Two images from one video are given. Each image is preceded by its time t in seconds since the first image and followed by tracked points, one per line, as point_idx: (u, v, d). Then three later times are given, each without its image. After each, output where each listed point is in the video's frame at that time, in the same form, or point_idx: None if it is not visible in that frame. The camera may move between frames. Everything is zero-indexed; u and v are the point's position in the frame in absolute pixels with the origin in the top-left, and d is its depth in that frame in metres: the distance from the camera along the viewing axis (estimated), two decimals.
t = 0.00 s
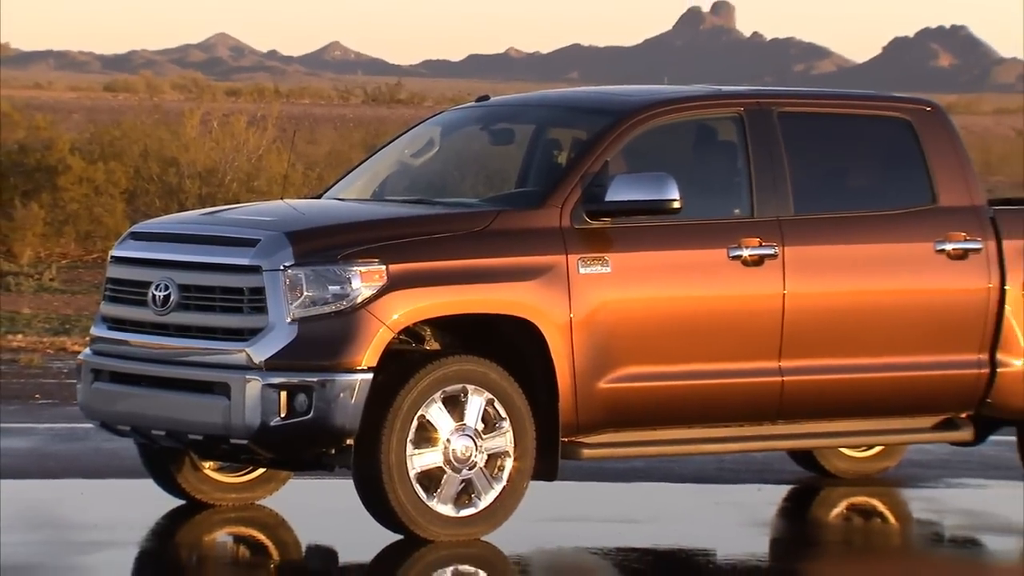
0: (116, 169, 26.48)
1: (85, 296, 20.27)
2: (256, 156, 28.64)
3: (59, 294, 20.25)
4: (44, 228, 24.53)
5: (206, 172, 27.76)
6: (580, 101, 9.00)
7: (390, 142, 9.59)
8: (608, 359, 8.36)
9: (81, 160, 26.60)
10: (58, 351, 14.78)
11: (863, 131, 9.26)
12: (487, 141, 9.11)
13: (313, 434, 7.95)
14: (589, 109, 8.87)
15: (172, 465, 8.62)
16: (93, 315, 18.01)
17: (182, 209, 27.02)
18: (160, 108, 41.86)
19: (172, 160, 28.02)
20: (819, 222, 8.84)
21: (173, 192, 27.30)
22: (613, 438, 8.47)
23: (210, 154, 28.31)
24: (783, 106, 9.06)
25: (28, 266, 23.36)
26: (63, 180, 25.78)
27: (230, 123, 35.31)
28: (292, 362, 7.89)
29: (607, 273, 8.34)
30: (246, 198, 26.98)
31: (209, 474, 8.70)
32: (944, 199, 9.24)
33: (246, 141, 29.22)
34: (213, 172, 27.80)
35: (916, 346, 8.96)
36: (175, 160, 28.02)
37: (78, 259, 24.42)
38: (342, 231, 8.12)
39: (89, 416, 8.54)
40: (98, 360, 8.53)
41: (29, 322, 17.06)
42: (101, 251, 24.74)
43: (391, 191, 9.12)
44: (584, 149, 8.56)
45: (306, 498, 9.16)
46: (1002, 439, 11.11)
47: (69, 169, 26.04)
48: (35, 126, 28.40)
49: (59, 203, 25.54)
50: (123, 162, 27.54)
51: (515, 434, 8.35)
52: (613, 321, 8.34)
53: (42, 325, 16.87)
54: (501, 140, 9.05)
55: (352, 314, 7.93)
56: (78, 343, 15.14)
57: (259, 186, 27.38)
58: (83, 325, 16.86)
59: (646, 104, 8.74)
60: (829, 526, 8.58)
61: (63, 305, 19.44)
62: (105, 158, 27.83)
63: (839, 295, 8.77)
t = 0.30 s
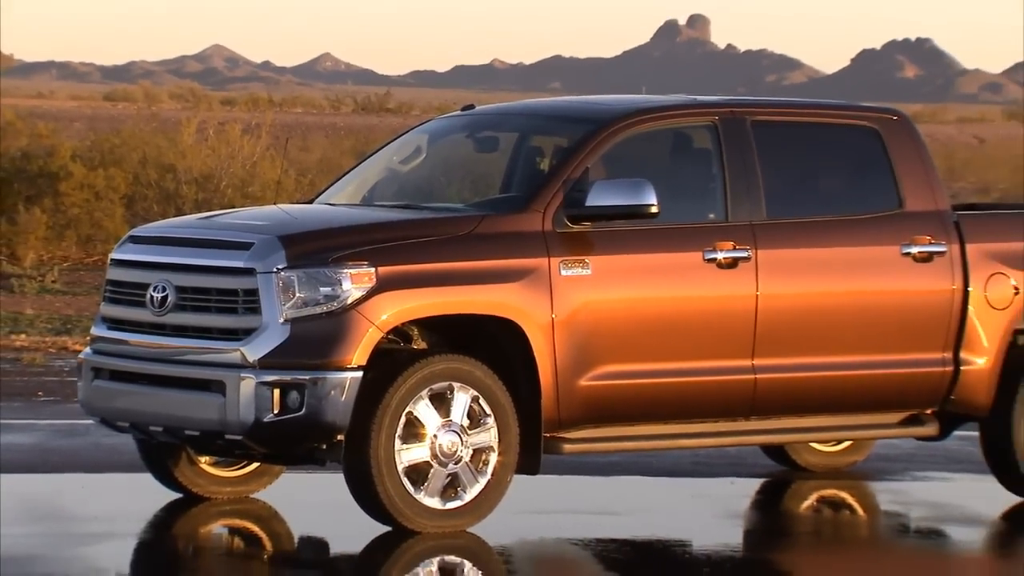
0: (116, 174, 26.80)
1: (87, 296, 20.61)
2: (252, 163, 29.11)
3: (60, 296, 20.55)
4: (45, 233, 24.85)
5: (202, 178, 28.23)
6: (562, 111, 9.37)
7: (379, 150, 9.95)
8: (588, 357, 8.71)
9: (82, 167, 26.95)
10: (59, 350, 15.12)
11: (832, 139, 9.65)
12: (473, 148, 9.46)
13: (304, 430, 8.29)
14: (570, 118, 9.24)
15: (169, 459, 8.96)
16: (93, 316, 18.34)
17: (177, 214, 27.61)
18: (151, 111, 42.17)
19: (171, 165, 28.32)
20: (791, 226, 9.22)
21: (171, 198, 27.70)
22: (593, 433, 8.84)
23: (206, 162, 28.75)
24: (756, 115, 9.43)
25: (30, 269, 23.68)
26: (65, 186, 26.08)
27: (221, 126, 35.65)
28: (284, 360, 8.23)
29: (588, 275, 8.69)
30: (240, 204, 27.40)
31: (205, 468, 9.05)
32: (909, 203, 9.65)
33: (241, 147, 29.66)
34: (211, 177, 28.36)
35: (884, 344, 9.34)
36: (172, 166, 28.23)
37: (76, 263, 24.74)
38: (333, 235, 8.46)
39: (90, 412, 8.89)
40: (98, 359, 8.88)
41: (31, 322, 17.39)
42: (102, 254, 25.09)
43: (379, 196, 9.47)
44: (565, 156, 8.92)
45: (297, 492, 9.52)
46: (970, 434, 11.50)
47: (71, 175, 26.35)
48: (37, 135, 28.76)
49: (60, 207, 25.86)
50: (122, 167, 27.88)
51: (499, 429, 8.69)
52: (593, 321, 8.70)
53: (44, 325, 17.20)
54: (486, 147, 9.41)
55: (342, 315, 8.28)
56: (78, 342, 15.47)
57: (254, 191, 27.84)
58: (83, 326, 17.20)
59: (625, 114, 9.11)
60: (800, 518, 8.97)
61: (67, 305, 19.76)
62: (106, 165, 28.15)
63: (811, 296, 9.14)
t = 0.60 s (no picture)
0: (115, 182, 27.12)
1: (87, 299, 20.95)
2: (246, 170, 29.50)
3: (60, 298, 20.85)
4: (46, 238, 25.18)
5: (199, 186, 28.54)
6: (544, 120, 9.73)
7: (367, 158, 10.31)
8: (569, 357, 9.07)
9: (81, 174, 27.29)
10: (59, 350, 15.47)
11: (803, 147, 10.04)
12: (457, 156, 9.82)
13: (296, 427, 8.62)
14: (551, 127, 9.60)
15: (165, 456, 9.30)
16: (90, 317, 18.67)
17: (176, 221, 27.94)
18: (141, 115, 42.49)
19: (168, 173, 28.69)
20: (765, 230, 9.59)
21: (167, 204, 28.04)
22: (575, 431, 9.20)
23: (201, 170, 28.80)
24: (730, 125, 9.81)
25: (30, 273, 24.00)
26: (65, 193, 26.38)
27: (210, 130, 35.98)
28: (277, 360, 8.57)
29: (568, 278, 9.05)
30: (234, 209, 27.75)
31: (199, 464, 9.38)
32: (877, 209, 10.00)
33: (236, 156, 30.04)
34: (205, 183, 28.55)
35: (853, 344, 9.72)
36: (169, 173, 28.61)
37: (79, 267, 25.12)
38: (323, 240, 8.79)
39: (89, 410, 9.23)
40: (97, 359, 9.21)
41: (32, 324, 17.72)
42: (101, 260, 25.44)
43: (368, 202, 9.82)
44: (546, 164, 9.28)
45: (289, 487, 9.86)
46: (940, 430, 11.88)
47: (70, 181, 26.66)
48: (41, 145, 29.12)
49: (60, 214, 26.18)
50: (119, 174, 28.21)
51: (483, 426, 9.03)
52: (574, 323, 9.06)
53: (44, 326, 17.53)
54: (470, 155, 9.77)
55: (332, 317, 8.62)
56: (78, 342, 15.82)
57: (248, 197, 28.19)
58: (82, 327, 17.54)
59: (604, 123, 9.48)
60: (773, 512, 9.35)
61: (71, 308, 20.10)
62: (105, 172, 28.50)
63: (783, 298, 9.51)
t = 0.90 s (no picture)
0: (110, 188, 27.41)
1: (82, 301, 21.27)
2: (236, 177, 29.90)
3: (57, 301, 21.16)
4: (42, 243, 25.48)
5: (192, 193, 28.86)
6: (524, 129, 10.07)
7: (354, 165, 10.65)
8: (549, 358, 9.39)
9: (76, 180, 27.61)
10: (56, 351, 15.80)
11: (775, 155, 10.41)
12: (441, 163, 10.16)
13: (285, 425, 8.90)
14: (532, 136, 9.94)
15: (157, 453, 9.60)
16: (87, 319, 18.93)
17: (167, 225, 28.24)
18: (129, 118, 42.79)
19: (160, 180, 29.04)
20: (738, 235, 9.94)
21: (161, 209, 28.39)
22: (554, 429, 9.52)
23: (194, 175, 29.44)
24: (704, 134, 10.17)
25: (26, 277, 24.31)
26: (62, 199, 26.68)
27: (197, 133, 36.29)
28: (267, 360, 8.85)
29: (548, 282, 9.36)
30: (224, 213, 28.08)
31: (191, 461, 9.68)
32: (846, 215, 10.38)
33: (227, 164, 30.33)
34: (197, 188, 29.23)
35: (822, 345, 10.08)
36: (162, 179, 29.09)
37: (75, 271, 25.43)
38: (312, 244, 9.09)
39: (85, 409, 9.54)
40: (92, 360, 9.52)
41: (29, 325, 18.03)
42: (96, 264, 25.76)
43: (354, 208, 10.15)
44: (527, 171, 9.61)
45: (278, 485, 10.17)
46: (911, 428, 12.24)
47: (66, 188, 26.96)
48: (38, 153, 29.44)
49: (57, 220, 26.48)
50: (112, 181, 28.52)
51: (465, 425, 9.35)
52: (553, 325, 9.38)
53: (41, 328, 17.85)
54: (453, 162, 10.10)
55: (320, 319, 8.92)
56: (74, 343, 16.13)
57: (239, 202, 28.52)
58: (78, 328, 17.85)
59: (582, 132, 9.82)
60: (745, 506, 9.70)
61: (68, 310, 20.42)
62: (99, 178, 28.78)
63: (755, 301, 9.86)
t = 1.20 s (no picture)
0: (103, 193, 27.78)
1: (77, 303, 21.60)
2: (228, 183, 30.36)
3: (53, 302, 21.44)
4: (37, 246, 25.81)
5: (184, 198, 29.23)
6: (507, 136, 10.41)
7: (342, 171, 10.97)
8: (531, 357, 9.71)
9: (73, 185, 27.98)
10: (53, 351, 16.12)
11: (748, 162, 10.77)
12: (426, 169, 10.49)
13: (274, 423, 9.19)
14: (514, 142, 10.27)
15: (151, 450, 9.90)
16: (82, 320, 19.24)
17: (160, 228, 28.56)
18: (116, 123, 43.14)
19: (153, 184, 29.40)
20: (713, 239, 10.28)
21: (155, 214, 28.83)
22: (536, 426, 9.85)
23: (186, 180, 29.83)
24: (681, 140, 10.52)
25: (20, 279, 24.62)
26: (57, 203, 27.03)
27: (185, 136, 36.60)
28: (257, 360, 9.14)
29: (529, 283, 9.68)
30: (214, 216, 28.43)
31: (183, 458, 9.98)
32: (817, 219, 10.74)
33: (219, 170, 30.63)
34: (189, 197, 29.34)
35: (794, 344, 10.44)
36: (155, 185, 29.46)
37: (69, 274, 25.76)
38: (301, 247, 9.39)
39: (80, 408, 9.84)
40: (87, 359, 9.82)
41: (27, 326, 18.35)
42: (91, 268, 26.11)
43: (342, 212, 10.48)
44: (509, 177, 9.93)
45: (269, 481, 10.48)
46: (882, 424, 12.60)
47: (61, 193, 27.34)
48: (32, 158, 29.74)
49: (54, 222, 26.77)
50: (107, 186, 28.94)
51: (450, 422, 9.65)
52: (535, 325, 9.69)
53: (37, 328, 18.15)
54: (438, 168, 10.43)
55: (309, 320, 9.20)
56: (70, 343, 16.45)
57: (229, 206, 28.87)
58: (73, 329, 18.18)
59: (563, 139, 10.16)
60: (721, 501, 10.04)
61: (63, 311, 20.75)
62: (96, 185, 29.20)
63: (730, 303, 10.20)
